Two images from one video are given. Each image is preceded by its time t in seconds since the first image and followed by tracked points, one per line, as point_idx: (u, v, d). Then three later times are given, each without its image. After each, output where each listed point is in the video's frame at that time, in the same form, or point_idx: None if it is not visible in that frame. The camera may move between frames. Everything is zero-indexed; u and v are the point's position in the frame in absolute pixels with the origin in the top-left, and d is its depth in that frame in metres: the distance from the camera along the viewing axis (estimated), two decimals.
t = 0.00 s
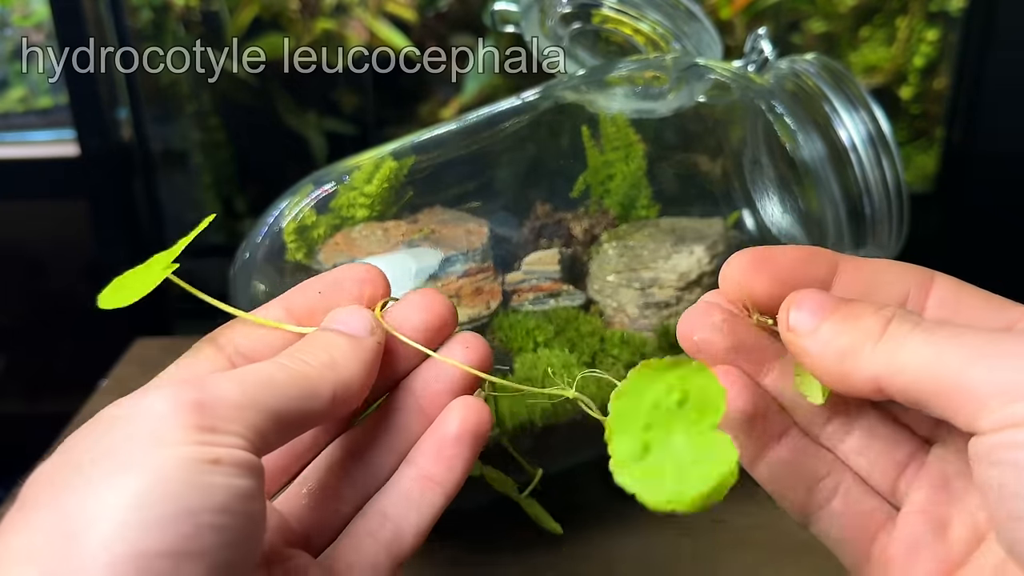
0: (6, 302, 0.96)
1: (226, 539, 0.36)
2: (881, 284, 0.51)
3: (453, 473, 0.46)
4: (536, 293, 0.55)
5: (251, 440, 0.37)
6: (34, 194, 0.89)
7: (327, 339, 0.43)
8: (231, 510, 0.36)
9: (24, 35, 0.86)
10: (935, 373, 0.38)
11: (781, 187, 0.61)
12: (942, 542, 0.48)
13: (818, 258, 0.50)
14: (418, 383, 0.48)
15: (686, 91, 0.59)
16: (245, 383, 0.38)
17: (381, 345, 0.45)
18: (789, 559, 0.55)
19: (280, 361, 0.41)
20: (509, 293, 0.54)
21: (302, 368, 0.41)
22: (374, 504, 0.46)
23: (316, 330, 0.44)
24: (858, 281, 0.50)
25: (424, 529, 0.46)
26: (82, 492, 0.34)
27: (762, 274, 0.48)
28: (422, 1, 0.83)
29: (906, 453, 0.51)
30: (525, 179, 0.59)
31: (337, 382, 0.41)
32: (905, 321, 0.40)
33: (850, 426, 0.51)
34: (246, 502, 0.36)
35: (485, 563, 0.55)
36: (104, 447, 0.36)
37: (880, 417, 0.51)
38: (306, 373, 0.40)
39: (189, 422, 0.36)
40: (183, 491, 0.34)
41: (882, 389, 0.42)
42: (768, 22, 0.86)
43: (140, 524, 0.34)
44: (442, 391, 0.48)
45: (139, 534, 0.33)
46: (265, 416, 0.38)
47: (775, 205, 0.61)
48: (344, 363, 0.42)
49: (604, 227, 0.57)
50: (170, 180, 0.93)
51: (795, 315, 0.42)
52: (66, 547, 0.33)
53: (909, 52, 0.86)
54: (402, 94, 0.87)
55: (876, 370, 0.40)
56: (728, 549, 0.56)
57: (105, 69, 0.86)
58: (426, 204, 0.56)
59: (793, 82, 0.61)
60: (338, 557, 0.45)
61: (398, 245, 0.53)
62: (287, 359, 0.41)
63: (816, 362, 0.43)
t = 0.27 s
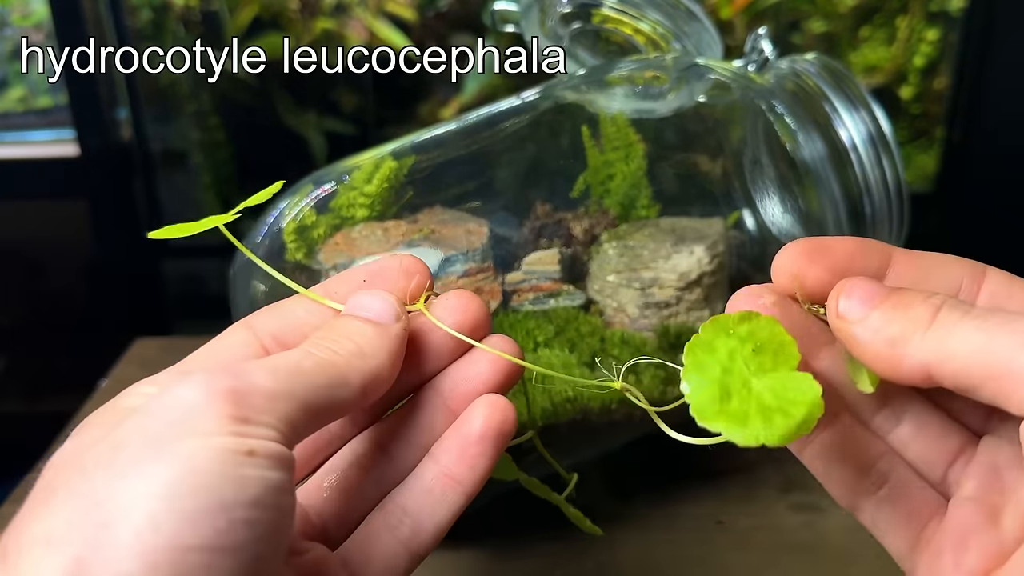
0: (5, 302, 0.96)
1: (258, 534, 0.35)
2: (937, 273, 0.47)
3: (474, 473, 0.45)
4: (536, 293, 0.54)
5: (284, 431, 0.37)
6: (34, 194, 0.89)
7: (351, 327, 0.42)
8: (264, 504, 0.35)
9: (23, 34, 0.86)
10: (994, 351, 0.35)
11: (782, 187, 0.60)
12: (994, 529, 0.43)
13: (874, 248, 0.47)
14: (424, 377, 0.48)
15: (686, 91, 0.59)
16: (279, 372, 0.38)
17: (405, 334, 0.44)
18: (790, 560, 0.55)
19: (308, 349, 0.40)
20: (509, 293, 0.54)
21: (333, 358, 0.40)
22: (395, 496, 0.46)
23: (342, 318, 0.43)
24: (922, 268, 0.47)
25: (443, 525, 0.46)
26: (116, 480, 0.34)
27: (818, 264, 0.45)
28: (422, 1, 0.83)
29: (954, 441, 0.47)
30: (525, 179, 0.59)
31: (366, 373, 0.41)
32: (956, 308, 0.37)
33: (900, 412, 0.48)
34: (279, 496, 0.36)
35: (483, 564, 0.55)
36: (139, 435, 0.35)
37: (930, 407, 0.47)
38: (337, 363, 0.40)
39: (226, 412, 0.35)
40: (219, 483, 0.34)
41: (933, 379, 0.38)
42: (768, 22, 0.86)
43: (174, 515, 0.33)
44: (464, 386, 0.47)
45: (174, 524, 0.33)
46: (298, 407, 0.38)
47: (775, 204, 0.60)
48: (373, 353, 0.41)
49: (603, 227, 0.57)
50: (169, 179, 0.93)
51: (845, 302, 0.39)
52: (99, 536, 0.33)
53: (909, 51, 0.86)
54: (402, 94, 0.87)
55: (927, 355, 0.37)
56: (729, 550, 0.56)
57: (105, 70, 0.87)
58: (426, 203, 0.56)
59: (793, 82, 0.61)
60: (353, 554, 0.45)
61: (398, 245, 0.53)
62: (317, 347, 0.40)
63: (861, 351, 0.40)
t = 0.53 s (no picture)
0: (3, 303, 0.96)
1: (273, 532, 0.35)
2: (964, 267, 0.47)
3: (503, 471, 0.45)
4: (536, 293, 0.55)
5: (301, 423, 0.36)
6: (34, 194, 0.90)
7: (376, 329, 0.41)
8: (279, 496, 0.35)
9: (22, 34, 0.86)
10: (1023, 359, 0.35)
11: (782, 187, 0.60)
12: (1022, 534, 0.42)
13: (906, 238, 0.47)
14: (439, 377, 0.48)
15: (687, 91, 0.59)
16: (296, 364, 0.37)
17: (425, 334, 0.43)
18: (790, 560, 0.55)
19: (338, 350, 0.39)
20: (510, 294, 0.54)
21: (351, 355, 0.39)
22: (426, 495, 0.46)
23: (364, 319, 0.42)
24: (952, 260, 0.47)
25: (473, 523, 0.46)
26: (129, 477, 0.34)
27: (845, 256, 0.45)
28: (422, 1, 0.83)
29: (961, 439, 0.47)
30: (526, 179, 0.59)
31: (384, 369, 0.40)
32: (985, 309, 0.37)
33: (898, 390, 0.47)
34: (297, 489, 0.36)
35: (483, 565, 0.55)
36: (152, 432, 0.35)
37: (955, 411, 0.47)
38: (354, 359, 0.39)
39: (241, 404, 0.35)
40: (232, 480, 0.33)
41: (961, 384, 0.38)
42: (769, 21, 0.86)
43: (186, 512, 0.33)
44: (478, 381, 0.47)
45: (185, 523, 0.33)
46: (316, 401, 0.37)
47: (776, 204, 0.59)
48: (392, 351, 0.41)
49: (604, 226, 0.57)
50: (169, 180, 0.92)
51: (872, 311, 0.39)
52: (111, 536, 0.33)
53: (909, 51, 0.87)
54: (401, 94, 0.87)
55: (956, 361, 0.37)
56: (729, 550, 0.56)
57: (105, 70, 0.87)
58: (425, 203, 0.56)
59: (793, 82, 0.61)
60: (383, 549, 0.46)
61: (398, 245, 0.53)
62: (338, 345, 0.39)
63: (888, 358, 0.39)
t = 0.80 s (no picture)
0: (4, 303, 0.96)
1: (255, 522, 0.33)
2: (976, 316, 0.47)
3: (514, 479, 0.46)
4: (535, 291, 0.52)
5: (276, 400, 0.34)
6: (31, 194, 0.90)
7: (360, 300, 0.37)
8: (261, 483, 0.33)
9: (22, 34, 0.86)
10: None
11: (782, 187, 0.60)
12: None
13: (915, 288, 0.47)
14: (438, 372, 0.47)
15: (687, 91, 0.59)
16: (269, 339, 0.34)
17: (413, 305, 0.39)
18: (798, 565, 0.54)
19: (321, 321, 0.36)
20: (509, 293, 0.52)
21: (331, 324, 0.36)
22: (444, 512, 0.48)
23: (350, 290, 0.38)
24: (962, 310, 0.47)
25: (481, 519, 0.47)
26: (100, 477, 0.31)
27: (854, 308, 0.45)
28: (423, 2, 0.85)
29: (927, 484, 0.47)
30: (526, 178, 0.58)
31: (369, 340, 0.36)
32: (995, 370, 0.37)
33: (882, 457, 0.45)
34: (277, 469, 0.33)
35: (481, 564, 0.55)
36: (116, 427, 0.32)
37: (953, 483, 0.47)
38: (335, 329, 0.36)
39: (207, 381, 0.32)
40: (206, 467, 0.31)
41: (974, 448, 0.37)
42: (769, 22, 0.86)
43: (168, 507, 0.31)
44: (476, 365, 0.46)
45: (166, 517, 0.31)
46: (288, 366, 0.34)
47: (776, 204, 0.60)
48: (376, 320, 0.37)
49: (603, 227, 0.57)
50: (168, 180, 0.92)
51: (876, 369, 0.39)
52: (84, 541, 0.30)
53: (909, 51, 0.87)
54: (401, 93, 0.87)
55: (967, 424, 0.36)
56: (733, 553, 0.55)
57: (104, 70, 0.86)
58: (425, 204, 0.56)
59: (794, 82, 0.61)
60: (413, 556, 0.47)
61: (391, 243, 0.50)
62: (322, 316, 0.36)
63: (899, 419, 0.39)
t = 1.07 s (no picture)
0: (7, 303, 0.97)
1: (199, 559, 0.38)
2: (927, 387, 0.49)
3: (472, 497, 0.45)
4: (536, 293, 0.55)
5: (243, 471, 0.40)
6: (38, 192, 0.90)
7: (318, 386, 0.43)
8: (196, 523, 0.38)
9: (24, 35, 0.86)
10: (904, 544, 0.37)
11: (779, 186, 0.60)
12: None
13: (839, 351, 0.52)
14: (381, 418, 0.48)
15: (686, 92, 0.59)
16: (247, 423, 0.41)
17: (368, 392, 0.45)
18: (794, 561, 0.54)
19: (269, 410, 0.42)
20: (509, 293, 0.54)
21: (296, 415, 0.42)
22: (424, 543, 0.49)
23: (307, 378, 0.44)
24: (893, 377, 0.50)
25: (371, 556, 0.45)
26: (72, 508, 0.37)
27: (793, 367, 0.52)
28: (423, 3, 0.83)
29: (773, 508, 0.54)
30: (525, 179, 0.59)
31: (331, 431, 0.43)
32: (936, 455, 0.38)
33: (713, 479, 0.56)
34: (232, 518, 0.40)
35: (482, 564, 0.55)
36: (116, 456, 0.40)
37: None
38: (302, 422, 0.42)
39: (196, 451, 0.39)
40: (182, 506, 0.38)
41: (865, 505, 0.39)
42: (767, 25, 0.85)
43: (105, 555, 0.36)
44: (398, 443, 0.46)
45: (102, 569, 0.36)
46: (261, 456, 0.41)
47: (773, 205, 0.60)
48: (336, 410, 0.43)
49: (603, 227, 0.57)
50: (171, 180, 0.94)
51: (812, 417, 0.39)
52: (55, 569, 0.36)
53: (907, 51, 0.87)
54: (401, 94, 0.87)
55: (840, 518, 0.39)
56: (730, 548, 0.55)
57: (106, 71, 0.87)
58: (426, 204, 0.57)
59: (792, 83, 0.60)
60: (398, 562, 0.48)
61: (399, 245, 0.52)
62: (288, 402, 0.43)
63: (805, 457, 0.40)
